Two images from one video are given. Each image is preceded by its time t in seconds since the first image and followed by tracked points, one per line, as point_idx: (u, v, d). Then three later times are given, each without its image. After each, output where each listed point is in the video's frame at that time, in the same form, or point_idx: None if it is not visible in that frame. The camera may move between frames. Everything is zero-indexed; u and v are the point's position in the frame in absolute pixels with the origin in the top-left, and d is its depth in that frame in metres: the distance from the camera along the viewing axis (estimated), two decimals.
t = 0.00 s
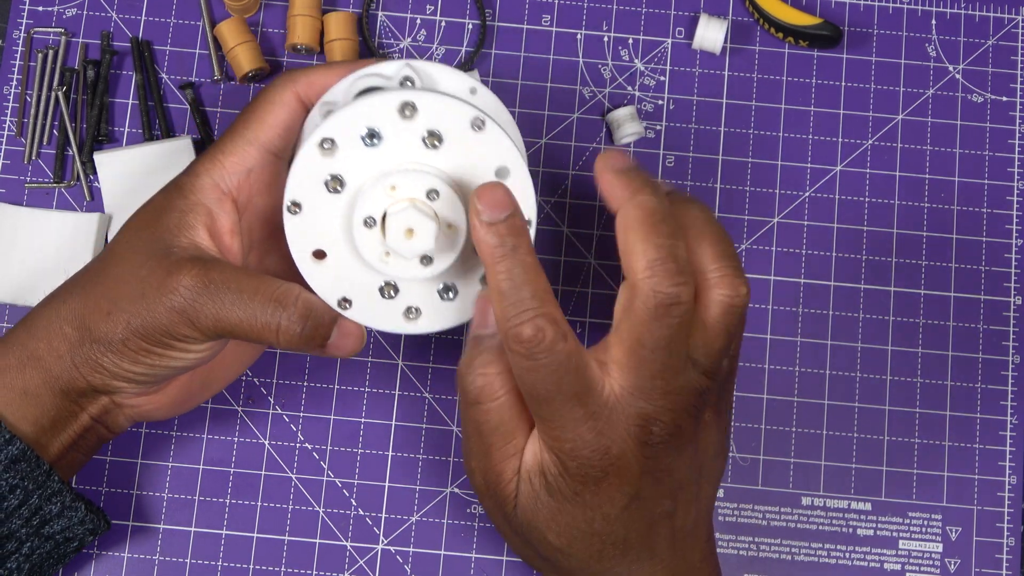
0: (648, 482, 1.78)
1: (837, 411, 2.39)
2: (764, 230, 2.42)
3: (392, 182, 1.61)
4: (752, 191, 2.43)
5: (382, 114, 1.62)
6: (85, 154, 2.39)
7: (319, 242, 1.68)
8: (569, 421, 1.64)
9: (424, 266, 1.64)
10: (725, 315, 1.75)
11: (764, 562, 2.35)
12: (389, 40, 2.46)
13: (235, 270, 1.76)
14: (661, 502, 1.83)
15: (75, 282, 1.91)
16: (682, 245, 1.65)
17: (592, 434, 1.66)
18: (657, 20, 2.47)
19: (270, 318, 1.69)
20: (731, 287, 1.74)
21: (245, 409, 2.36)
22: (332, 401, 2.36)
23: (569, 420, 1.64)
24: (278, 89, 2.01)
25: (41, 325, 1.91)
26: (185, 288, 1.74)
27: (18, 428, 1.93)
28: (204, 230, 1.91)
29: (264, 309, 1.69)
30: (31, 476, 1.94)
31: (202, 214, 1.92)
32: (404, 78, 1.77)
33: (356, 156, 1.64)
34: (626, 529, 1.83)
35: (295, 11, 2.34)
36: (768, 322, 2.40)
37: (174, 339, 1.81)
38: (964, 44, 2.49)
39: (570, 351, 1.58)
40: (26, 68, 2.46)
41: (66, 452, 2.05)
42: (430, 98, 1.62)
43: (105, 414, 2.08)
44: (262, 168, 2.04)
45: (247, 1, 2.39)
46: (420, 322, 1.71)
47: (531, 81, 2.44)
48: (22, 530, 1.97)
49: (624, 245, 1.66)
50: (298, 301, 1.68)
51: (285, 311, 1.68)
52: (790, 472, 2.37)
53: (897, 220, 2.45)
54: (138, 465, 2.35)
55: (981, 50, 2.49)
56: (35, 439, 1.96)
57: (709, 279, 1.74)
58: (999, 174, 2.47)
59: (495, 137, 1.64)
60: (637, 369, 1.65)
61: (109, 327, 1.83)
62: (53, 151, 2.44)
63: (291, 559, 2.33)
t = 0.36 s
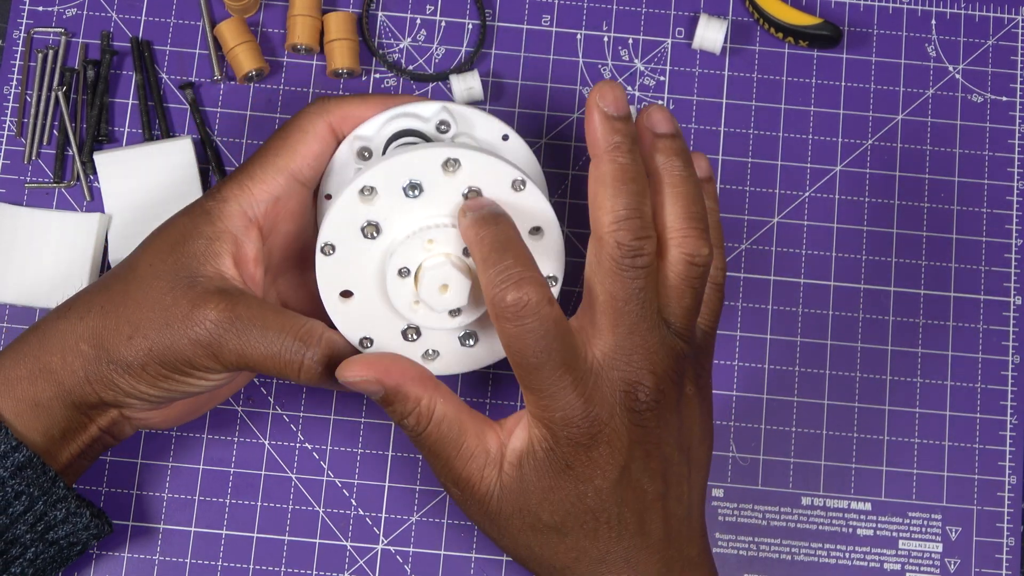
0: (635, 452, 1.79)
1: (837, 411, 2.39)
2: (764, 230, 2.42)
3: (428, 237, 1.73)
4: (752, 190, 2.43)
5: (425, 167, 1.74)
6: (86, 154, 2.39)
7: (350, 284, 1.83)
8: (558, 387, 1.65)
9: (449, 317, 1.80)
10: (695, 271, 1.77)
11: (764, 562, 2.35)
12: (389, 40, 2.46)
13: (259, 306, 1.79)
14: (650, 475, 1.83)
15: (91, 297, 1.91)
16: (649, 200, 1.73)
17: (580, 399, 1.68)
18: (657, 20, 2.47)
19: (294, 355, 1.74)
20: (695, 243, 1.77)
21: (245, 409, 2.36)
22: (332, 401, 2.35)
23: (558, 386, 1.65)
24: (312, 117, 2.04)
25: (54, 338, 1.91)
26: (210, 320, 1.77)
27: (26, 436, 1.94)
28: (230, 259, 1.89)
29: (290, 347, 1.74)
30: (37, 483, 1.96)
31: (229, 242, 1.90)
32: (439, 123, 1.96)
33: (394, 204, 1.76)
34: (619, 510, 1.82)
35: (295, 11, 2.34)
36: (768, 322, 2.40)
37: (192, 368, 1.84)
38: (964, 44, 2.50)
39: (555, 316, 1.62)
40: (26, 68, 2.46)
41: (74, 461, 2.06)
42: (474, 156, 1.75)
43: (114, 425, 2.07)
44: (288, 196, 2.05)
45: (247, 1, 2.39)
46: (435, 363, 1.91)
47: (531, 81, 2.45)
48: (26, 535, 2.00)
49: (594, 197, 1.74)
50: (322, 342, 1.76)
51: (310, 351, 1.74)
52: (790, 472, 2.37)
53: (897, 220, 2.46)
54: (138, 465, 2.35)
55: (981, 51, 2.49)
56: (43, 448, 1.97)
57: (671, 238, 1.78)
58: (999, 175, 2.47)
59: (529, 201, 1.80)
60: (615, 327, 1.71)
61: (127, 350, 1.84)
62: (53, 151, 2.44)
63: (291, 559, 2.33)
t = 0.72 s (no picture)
0: (611, 464, 1.77)
1: (837, 411, 2.39)
2: (764, 230, 2.42)
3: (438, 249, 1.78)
4: (752, 190, 2.43)
5: (438, 183, 1.80)
6: (86, 154, 2.39)
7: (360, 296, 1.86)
8: (523, 405, 1.64)
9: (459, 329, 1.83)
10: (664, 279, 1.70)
11: (765, 562, 2.35)
12: (389, 40, 2.46)
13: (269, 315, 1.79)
14: (629, 486, 1.79)
15: (97, 304, 1.90)
16: (614, 216, 1.65)
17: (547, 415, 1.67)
18: (657, 20, 2.47)
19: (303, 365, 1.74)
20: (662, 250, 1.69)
21: (245, 409, 2.35)
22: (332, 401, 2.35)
23: (523, 404, 1.64)
24: (320, 126, 2.07)
25: (60, 345, 1.92)
26: (220, 329, 1.77)
27: (29, 440, 1.95)
28: (238, 268, 1.89)
29: (299, 356, 1.74)
30: (39, 487, 1.97)
31: (237, 250, 1.90)
32: (449, 134, 1.98)
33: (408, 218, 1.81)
34: (600, 523, 1.79)
35: (295, 11, 2.34)
36: (768, 322, 2.40)
37: (199, 376, 1.84)
38: (964, 44, 2.50)
39: (512, 339, 1.60)
40: (26, 68, 2.46)
41: (79, 466, 2.06)
42: (490, 173, 1.80)
43: (119, 430, 2.07)
44: (296, 204, 2.06)
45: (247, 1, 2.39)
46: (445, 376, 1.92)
47: (531, 81, 2.45)
48: (29, 539, 2.00)
49: (557, 213, 1.67)
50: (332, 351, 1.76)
51: (319, 361, 1.74)
52: (790, 472, 2.37)
53: (897, 220, 2.46)
54: (138, 465, 2.35)
55: (981, 51, 2.49)
56: (46, 453, 1.97)
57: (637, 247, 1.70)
58: (999, 174, 2.48)
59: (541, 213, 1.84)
60: (579, 342, 1.68)
61: (136, 358, 1.84)
62: (53, 151, 2.44)
63: (291, 559, 2.33)
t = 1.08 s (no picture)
0: (563, 476, 1.74)
1: (837, 411, 2.39)
2: (764, 230, 2.42)
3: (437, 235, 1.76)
4: (752, 191, 2.43)
5: (434, 167, 1.81)
6: (86, 154, 2.39)
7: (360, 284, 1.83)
8: (457, 432, 1.63)
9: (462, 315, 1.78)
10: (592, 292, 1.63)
11: (764, 562, 2.35)
12: (389, 40, 2.46)
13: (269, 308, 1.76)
14: (588, 495, 1.77)
15: (97, 303, 1.90)
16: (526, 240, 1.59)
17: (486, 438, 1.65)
18: (657, 20, 2.47)
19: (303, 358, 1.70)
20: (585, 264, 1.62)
21: (245, 409, 2.35)
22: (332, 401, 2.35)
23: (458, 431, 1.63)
24: (314, 118, 2.06)
25: (61, 345, 1.92)
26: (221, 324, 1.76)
27: (31, 440, 1.95)
28: (236, 262, 1.88)
29: (300, 349, 1.70)
30: (41, 487, 1.98)
31: (235, 245, 1.89)
32: (443, 120, 1.97)
33: (404, 202, 1.81)
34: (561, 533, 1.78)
35: (295, 11, 2.34)
36: (768, 322, 2.40)
37: (203, 372, 1.83)
38: (964, 44, 2.50)
39: (432, 364, 1.57)
40: (26, 68, 2.46)
41: (81, 465, 2.06)
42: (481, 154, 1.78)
43: (122, 429, 2.07)
44: (292, 197, 2.04)
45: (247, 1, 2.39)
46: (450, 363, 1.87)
47: (531, 81, 2.45)
48: (30, 539, 2.01)
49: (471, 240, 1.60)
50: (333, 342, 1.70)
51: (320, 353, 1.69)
52: (790, 473, 2.37)
53: (897, 220, 2.46)
54: (138, 465, 2.35)
55: (981, 51, 2.49)
56: (49, 452, 1.98)
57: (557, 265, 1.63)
58: (999, 175, 2.48)
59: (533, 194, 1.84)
60: (510, 363, 1.64)
61: (138, 356, 1.85)
62: (53, 151, 2.44)
63: (291, 559, 2.33)
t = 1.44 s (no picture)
0: (578, 494, 1.77)
1: (837, 411, 2.39)
2: (764, 230, 2.42)
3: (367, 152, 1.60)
4: (752, 191, 2.43)
5: (355, 85, 1.61)
6: (86, 154, 2.39)
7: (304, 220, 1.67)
8: (472, 455, 1.65)
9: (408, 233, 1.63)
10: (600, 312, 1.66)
11: (764, 561, 2.35)
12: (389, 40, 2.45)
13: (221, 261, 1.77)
14: (605, 510, 1.79)
15: (67, 288, 1.93)
16: (514, 263, 1.58)
17: (500, 460, 1.67)
18: (657, 20, 2.47)
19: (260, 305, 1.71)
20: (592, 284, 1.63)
21: (245, 409, 2.36)
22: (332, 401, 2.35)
23: (472, 455, 1.65)
24: (256, 75, 2.02)
25: (37, 330, 1.93)
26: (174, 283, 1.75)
27: (20, 429, 1.94)
28: (190, 224, 1.89)
29: (255, 297, 1.71)
30: (33, 477, 1.94)
31: (188, 209, 1.91)
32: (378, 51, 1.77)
33: (330, 128, 1.62)
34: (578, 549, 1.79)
35: (295, 11, 2.34)
36: (768, 322, 2.40)
37: (167, 336, 1.83)
38: (964, 44, 2.49)
39: (441, 385, 1.62)
40: (26, 68, 2.46)
41: (70, 453, 2.06)
42: (402, 64, 1.60)
43: (107, 412, 2.08)
44: (245, 156, 2.03)
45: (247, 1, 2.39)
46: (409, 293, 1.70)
47: (531, 81, 2.44)
48: (23, 530, 1.97)
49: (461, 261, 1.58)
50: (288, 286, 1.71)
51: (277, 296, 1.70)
52: (790, 473, 2.37)
53: (897, 220, 2.45)
54: (138, 465, 2.35)
55: (981, 51, 2.49)
56: (38, 441, 1.97)
57: (563, 285, 1.65)
58: (998, 174, 2.47)
59: (470, 98, 1.62)
60: (517, 387, 1.67)
61: (106, 330, 1.84)
62: (53, 151, 2.44)
63: (291, 558, 2.33)
